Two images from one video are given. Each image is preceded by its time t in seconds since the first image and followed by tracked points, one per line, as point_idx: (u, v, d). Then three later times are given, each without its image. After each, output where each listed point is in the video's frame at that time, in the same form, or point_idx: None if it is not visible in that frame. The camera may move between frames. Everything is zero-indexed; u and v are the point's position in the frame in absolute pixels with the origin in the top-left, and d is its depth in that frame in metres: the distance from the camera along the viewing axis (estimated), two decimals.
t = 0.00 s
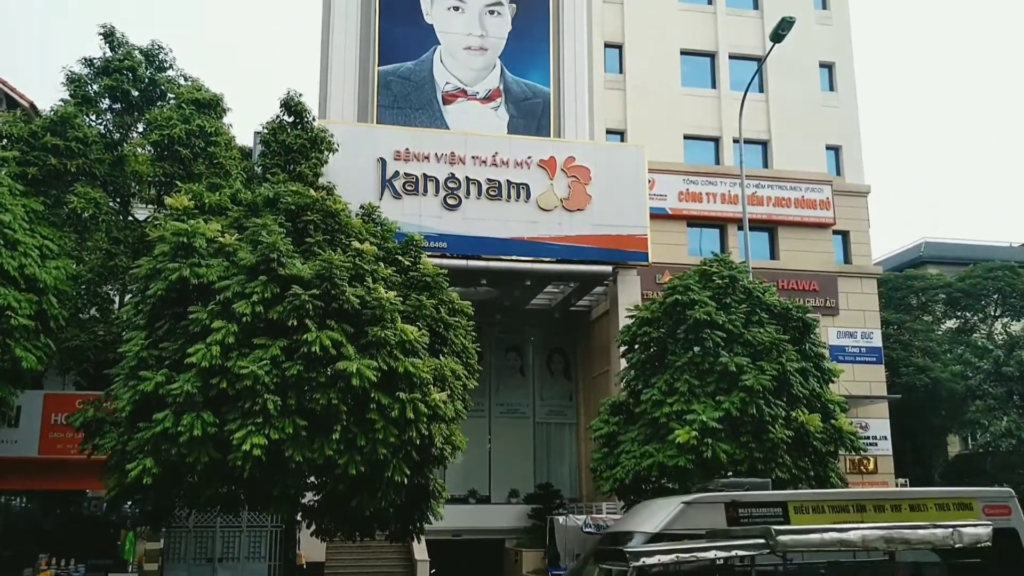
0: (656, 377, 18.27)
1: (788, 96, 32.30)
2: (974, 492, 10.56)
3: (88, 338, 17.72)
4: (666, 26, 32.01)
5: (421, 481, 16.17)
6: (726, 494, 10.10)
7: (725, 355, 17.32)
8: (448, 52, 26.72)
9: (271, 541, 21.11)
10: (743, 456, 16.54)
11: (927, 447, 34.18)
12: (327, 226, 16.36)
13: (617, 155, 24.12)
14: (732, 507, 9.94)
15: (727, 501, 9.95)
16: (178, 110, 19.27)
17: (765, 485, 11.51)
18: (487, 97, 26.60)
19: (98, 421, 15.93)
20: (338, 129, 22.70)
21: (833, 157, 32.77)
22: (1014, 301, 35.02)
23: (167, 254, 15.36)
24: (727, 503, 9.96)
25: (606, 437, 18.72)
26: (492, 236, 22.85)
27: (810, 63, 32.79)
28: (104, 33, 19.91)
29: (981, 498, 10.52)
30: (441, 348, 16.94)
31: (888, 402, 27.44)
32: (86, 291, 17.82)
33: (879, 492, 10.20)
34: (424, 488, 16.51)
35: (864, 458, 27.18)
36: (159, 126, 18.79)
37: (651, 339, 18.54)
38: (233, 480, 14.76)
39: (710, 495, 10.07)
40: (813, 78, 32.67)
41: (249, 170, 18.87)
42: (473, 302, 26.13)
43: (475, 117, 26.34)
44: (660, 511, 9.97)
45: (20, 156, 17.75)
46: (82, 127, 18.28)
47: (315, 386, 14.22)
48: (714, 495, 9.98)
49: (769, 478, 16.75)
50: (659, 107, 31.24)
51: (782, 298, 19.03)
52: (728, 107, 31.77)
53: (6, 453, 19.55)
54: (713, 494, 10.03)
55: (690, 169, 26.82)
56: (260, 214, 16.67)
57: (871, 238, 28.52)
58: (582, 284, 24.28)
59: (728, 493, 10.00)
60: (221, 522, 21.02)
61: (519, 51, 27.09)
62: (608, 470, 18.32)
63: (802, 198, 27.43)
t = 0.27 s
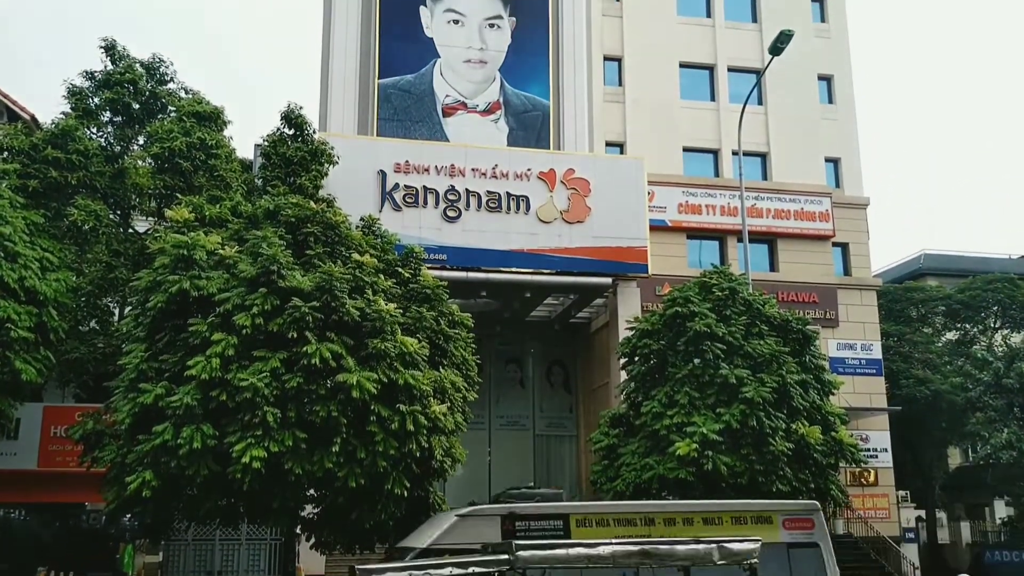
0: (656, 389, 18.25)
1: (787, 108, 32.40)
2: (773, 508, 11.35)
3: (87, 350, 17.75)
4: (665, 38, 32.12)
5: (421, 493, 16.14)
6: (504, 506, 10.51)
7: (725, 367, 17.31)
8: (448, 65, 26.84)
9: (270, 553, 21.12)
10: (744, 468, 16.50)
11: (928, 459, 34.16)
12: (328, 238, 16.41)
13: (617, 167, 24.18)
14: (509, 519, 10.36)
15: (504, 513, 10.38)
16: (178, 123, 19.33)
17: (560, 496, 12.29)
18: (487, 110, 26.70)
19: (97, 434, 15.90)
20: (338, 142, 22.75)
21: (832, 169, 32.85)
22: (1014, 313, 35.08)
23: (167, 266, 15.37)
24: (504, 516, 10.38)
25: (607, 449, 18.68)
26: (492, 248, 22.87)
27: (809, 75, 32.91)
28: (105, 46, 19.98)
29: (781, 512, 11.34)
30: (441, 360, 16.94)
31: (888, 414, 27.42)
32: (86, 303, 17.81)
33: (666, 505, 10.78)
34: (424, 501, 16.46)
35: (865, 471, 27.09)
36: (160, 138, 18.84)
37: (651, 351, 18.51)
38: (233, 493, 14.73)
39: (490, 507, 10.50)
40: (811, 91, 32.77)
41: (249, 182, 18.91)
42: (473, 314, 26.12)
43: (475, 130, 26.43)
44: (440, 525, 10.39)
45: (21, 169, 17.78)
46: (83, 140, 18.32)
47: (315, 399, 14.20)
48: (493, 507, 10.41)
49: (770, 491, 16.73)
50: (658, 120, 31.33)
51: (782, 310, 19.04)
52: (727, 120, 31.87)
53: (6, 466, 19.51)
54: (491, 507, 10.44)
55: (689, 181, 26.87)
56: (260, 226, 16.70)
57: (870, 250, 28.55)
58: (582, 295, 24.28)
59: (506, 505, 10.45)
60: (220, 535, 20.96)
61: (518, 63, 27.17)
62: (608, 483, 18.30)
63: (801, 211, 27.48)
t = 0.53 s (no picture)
0: (657, 401, 18.24)
1: (786, 120, 32.50)
2: (525, 518, 8.72)
3: (88, 364, 17.78)
4: (663, 51, 32.24)
5: (422, 506, 16.12)
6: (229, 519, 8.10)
7: (726, 379, 17.30)
8: (448, 78, 26.93)
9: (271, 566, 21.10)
10: (745, 480, 16.46)
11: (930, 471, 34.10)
12: (328, 251, 16.46)
13: (617, 180, 24.24)
14: (227, 535, 7.93)
15: (223, 527, 7.94)
16: (180, 136, 19.39)
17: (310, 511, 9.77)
18: (487, 123, 26.78)
19: (98, 447, 15.89)
20: (339, 155, 22.81)
21: (831, 181, 32.93)
22: (1014, 324, 35.14)
23: (168, 279, 15.37)
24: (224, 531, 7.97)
25: (608, 462, 18.65)
26: (493, 260, 22.89)
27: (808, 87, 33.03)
28: (107, 60, 20.08)
29: (533, 525, 8.72)
30: (441, 372, 16.94)
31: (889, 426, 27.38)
32: (87, 316, 17.82)
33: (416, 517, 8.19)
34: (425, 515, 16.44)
35: (867, 483, 27.10)
36: (162, 152, 18.91)
37: (652, 363, 18.50)
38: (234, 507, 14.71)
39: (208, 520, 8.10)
40: (810, 103, 32.87)
41: (250, 195, 18.95)
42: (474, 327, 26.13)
43: (475, 143, 26.52)
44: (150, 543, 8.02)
45: (23, 183, 17.81)
46: (84, 154, 18.37)
47: (316, 412, 14.18)
48: (209, 521, 8.01)
49: (771, 503, 16.71)
50: (658, 132, 31.42)
51: (783, 321, 19.06)
52: (726, 132, 31.96)
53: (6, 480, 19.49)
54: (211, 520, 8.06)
55: (689, 193, 26.94)
56: (261, 239, 16.74)
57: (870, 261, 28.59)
58: (582, 308, 24.29)
59: (227, 518, 7.99)
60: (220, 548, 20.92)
61: (518, 77, 27.27)
62: (610, 495, 18.27)
63: (801, 223, 27.52)
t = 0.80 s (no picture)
0: (660, 413, 18.20)
1: (787, 131, 32.53)
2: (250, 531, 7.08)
3: (90, 378, 17.79)
4: (664, 62, 32.32)
5: (425, 519, 16.07)
6: None
7: (729, 391, 17.25)
8: (449, 90, 26.98)
9: None
10: (749, 491, 16.40)
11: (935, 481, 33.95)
12: (330, 263, 16.48)
13: (618, 191, 24.27)
14: None
15: None
16: (182, 149, 19.43)
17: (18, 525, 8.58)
18: (489, 135, 26.83)
19: (100, 461, 15.86)
20: (341, 167, 22.85)
21: (833, 191, 32.94)
22: (1017, 333, 35.13)
23: (170, 291, 15.37)
24: None
25: (611, 473, 18.58)
26: (494, 271, 22.90)
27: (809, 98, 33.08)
28: (109, 74, 20.18)
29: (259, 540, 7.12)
30: (443, 384, 16.91)
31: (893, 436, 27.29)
32: (89, 329, 17.80)
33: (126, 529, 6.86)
34: (428, 527, 16.39)
35: (871, 493, 26.97)
36: (164, 165, 18.95)
37: (654, 374, 18.46)
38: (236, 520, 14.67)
39: None
40: (811, 113, 32.90)
41: (252, 208, 18.98)
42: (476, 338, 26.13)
43: (477, 155, 26.57)
44: None
45: (25, 197, 17.83)
46: (86, 167, 18.40)
47: (318, 424, 14.16)
48: None
49: (775, 514, 16.65)
50: (659, 143, 31.47)
51: (785, 332, 19.03)
52: (727, 143, 32.00)
53: (9, 493, 19.53)
54: None
55: (691, 204, 26.95)
56: (263, 252, 16.74)
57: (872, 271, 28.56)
58: (584, 319, 24.27)
59: None
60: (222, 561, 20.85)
61: (519, 89, 27.33)
62: (613, 507, 18.19)
63: (803, 233, 27.52)
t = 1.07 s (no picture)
0: (664, 421, 18.18)
1: (788, 138, 32.56)
2: None
3: (94, 389, 17.80)
4: (665, 70, 32.38)
5: (429, 529, 16.04)
6: None
7: (732, 399, 17.22)
8: (451, 100, 27.04)
9: None
10: (753, 500, 16.37)
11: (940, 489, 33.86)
12: (333, 272, 16.52)
13: (620, 199, 24.28)
14: None
15: None
16: (185, 160, 19.49)
17: None
18: (490, 144, 26.88)
19: (103, 472, 15.87)
20: (343, 178, 22.90)
21: (835, 199, 32.96)
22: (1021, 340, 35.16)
23: (173, 302, 15.39)
24: None
25: (615, 482, 18.54)
26: (497, 280, 22.90)
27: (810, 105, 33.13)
28: (112, 86, 20.28)
29: None
30: (446, 394, 16.90)
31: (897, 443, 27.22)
32: (93, 340, 17.83)
33: None
34: (431, 537, 16.36)
35: (876, 501, 26.90)
36: (167, 177, 19.00)
37: (658, 383, 18.43)
38: (239, 531, 14.65)
39: None
40: (813, 120, 32.93)
41: (255, 219, 19.03)
42: (479, 347, 26.12)
43: (479, 164, 26.61)
44: None
45: (28, 209, 17.89)
46: (89, 179, 18.47)
47: (321, 434, 14.15)
48: None
49: (779, 522, 16.61)
50: (660, 151, 31.50)
51: (789, 339, 19.02)
52: (728, 150, 32.04)
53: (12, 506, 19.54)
54: None
55: (693, 212, 26.97)
56: (265, 262, 16.78)
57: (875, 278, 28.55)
58: (587, 327, 24.26)
59: None
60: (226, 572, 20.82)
61: (520, 98, 27.39)
62: (617, 516, 18.15)
63: (806, 240, 27.52)
